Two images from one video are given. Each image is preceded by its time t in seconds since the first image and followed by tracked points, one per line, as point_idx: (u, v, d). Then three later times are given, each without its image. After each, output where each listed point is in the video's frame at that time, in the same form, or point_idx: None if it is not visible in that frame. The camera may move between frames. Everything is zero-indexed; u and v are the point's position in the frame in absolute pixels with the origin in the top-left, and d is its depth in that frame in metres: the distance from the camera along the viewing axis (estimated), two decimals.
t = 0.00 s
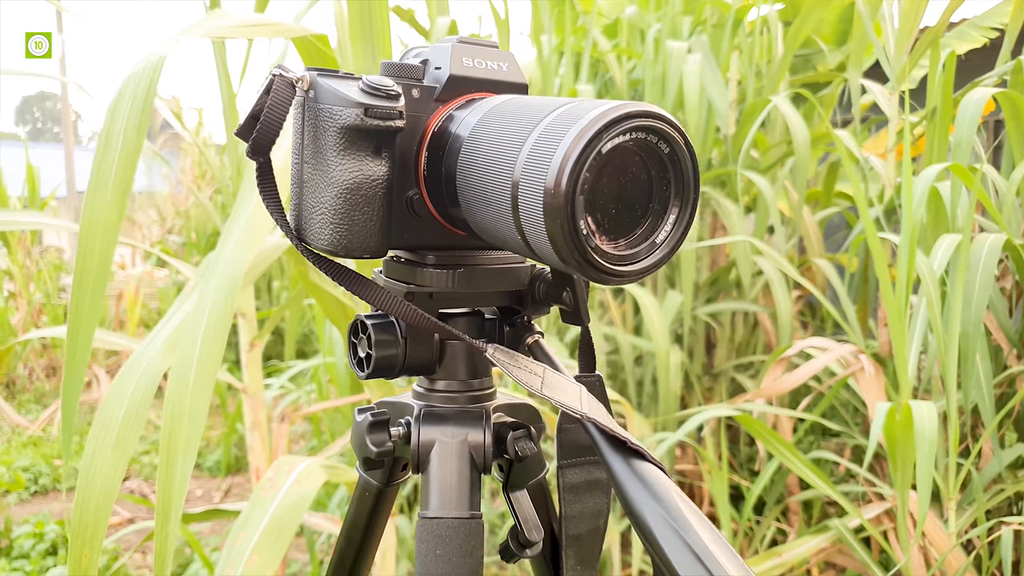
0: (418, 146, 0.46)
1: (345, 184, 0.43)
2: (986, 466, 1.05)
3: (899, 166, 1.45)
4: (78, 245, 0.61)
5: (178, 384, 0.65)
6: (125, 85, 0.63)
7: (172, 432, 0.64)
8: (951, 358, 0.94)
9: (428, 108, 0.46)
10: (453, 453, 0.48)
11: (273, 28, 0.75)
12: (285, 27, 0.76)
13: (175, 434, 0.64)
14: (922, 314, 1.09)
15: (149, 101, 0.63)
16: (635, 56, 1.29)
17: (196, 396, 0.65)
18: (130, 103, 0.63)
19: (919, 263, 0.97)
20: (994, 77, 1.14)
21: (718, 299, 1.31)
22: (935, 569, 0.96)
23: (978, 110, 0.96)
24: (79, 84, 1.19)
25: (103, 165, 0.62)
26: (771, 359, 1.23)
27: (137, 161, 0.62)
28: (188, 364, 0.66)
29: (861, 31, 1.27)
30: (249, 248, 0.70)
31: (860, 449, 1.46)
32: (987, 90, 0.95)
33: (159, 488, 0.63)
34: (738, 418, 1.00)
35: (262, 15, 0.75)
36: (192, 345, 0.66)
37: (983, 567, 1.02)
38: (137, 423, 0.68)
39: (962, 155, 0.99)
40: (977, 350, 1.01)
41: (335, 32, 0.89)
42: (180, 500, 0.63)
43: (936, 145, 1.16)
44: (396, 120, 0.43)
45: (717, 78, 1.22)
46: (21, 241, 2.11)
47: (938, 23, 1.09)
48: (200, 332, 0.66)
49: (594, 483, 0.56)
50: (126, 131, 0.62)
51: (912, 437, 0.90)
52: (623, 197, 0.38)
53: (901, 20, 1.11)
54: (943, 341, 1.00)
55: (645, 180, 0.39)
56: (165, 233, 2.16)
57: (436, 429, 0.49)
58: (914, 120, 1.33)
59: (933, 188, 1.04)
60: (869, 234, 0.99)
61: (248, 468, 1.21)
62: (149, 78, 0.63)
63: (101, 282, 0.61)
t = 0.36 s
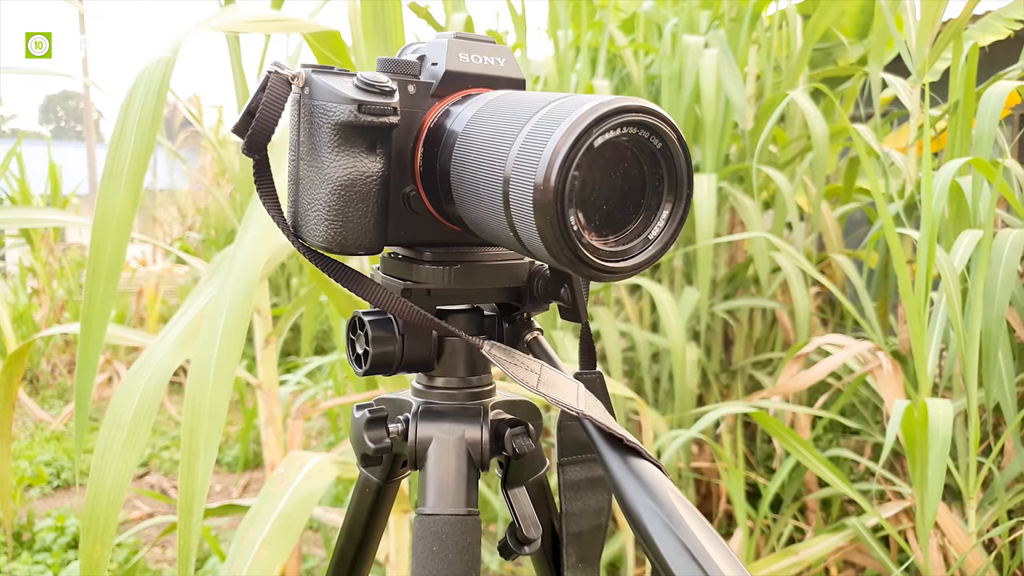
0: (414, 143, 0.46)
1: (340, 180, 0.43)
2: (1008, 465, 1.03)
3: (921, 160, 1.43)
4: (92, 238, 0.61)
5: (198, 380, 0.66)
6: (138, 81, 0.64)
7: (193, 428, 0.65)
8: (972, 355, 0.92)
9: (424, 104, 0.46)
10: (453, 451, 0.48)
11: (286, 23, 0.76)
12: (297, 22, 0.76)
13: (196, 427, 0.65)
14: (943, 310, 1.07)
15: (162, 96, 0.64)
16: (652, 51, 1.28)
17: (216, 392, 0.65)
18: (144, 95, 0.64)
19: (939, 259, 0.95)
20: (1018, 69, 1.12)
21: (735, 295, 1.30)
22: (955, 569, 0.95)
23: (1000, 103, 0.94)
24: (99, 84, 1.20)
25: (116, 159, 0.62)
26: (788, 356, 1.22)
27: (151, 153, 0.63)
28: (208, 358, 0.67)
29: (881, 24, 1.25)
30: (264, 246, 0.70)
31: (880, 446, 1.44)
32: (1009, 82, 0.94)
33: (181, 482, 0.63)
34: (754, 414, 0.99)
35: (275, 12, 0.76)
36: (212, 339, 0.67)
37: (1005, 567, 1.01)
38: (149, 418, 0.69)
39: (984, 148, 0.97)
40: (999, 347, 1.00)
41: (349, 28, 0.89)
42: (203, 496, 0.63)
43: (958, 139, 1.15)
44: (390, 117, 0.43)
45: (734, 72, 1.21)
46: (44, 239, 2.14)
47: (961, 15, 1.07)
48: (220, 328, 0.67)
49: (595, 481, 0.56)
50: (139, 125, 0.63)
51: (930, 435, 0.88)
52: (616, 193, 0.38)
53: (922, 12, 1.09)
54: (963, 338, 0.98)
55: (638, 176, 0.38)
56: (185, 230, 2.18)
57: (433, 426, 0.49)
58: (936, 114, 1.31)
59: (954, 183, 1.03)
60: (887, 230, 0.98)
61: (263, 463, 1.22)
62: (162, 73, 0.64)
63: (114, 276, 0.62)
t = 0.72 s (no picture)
0: (411, 138, 0.46)
1: (336, 176, 0.43)
2: None
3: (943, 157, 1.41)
4: (117, 238, 0.63)
5: (210, 378, 0.66)
6: (157, 81, 0.65)
7: (204, 426, 0.65)
8: (994, 354, 0.90)
9: (421, 100, 0.46)
10: (451, 448, 0.48)
11: (300, 23, 0.76)
12: (312, 21, 0.77)
13: (208, 424, 0.65)
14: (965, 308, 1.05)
15: (182, 95, 0.65)
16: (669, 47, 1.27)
17: (227, 390, 0.66)
18: (163, 95, 0.64)
19: (960, 255, 0.94)
20: None
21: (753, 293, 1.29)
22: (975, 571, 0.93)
23: None
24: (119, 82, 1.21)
25: (138, 159, 0.63)
26: (805, 354, 1.21)
27: (172, 153, 0.63)
28: (219, 356, 0.67)
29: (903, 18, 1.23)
30: (275, 243, 0.71)
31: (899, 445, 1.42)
32: None
33: (192, 477, 0.64)
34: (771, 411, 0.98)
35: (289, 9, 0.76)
36: (223, 335, 0.67)
37: None
38: (156, 410, 0.70)
39: (1007, 143, 0.95)
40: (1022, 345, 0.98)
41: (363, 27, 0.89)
42: (214, 491, 0.63)
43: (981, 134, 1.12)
44: (386, 113, 0.43)
45: (752, 67, 1.20)
46: (67, 236, 2.17)
47: (984, 8, 1.05)
48: (231, 326, 0.67)
49: (595, 477, 0.55)
50: (159, 125, 0.64)
51: (948, 435, 0.87)
52: (608, 188, 0.38)
53: (944, 6, 1.07)
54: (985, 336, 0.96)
55: (630, 171, 0.38)
56: (205, 227, 2.20)
57: (431, 422, 0.49)
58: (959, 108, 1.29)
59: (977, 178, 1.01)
60: (907, 226, 0.96)
61: (278, 458, 1.23)
62: (181, 73, 0.65)
63: (139, 274, 0.63)
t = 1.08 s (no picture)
0: (413, 140, 0.46)
1: (337, 177, 0.44)
2: None
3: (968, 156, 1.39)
4: (135, 239, 0.63)
5: (211, 374, 0.67)
6: (174, 85, 0.65)
7: (204, 417, 0.66)
8: (1019, 356, 0.89)
9: (423, 102, 0.46)
10: (451, 448, 0.48)
11: (316, 24, 0.77)
12: (328, 22, 0.77)
13: (207, 420, 0.66)
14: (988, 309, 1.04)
15: (199, 98, 0.65)
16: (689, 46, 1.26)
17: (227, 386, 0.67)
18: (181, 97, 0.65)
19: (984, 256, 0.92)
20: None
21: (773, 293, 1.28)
22: None
23: None
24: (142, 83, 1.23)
25: (156, 161, 0.64)
26: (825, 355, 1.19)
27: (190, 154, 0.64)
28: (219, 356, 0.68)
29: (927, 15, 1.21)
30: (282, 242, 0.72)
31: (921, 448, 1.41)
32: None
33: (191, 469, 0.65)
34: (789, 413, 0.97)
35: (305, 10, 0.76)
36: (224, 336, 0.69)
37: None
38: (174, 408, 0.71)
39: None
40: None
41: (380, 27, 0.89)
42: (210, 483, 0.64)
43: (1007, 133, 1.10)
44: (387, 115, 0.43)
45: (772, 65, 1.19)
46: (92, 234, 2.20)
47: (1011, 5, 1.03)
48: (232, 325, 0.69)
49: (600, 478, 0.55)
50: (177, 127, 0.64)
51: (971, 438, 0.86)
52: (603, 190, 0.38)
53: (970, 3, 1.06)
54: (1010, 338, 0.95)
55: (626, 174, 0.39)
56: (227, 225, 2.22)
57: (432, 423, 0.49)
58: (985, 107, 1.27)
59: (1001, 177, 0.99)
60: (929, 226, 0.95)
61: (295, 455, 1.24)
62: (198, 75, 0.65)
63: (157, 272, 0.64)
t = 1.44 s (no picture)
0: (414, 143, 0.47)
1: (339, 181, 0.45)
2: None
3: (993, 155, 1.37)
4: (137, 236, 0.64)
5: (224, 373, 0.68)
6: (181, 87, 0.67)
7: (218, 414, 0.67)
8: None
9: (425, 106, 0.47)
10: (451, 449, 0.48)
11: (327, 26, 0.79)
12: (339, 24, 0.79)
13: (220, 418, 0.67)
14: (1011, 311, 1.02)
15: (205, 98, 0.66)
16: (707, 45, 1.25)
17: (240, 384, 0.68)
18: (187, 98, 0.66)
19: (1007, 257, 0.91)
20: None
21: (792, 293, 1.27)
22: None
23: None
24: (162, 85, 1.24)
25: (161, 160, 0.65)
26: (843, 356, 1.18)
27: (194, 153, 0.65)
28: (233, 356, 0.69)
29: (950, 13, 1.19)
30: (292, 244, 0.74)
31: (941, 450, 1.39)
32: None
33: (204, 466, 0.66)
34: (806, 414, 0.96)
35: (317, 13, 0.78)
36: (237, 336, 0.70)
37: None
38: (187, 405, 0.72)
39: None
40: None
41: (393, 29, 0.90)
42: (224, 479, 0.65)
43: None
44: (387, 119, 0.44)
45: (791, 64, 1.18)
46: (115, 234, 2.23)
47: None
48: (246, 325, 0.70)
49: (604, 480, 0.56)
50: (182, 126, 0.66)
51: (992, 442, 0.84)
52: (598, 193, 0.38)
53: None
54: None
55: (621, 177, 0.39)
56: (248, 225, 2.24)
57: (433, 423, 0.49)
58: (1009, 105, 1.24)
59: None
60: (950, 227, 0.93)
61: (312, 453, 1.25)
62: (205, 77, 0.66)
63: (158, 267, 0.64)
